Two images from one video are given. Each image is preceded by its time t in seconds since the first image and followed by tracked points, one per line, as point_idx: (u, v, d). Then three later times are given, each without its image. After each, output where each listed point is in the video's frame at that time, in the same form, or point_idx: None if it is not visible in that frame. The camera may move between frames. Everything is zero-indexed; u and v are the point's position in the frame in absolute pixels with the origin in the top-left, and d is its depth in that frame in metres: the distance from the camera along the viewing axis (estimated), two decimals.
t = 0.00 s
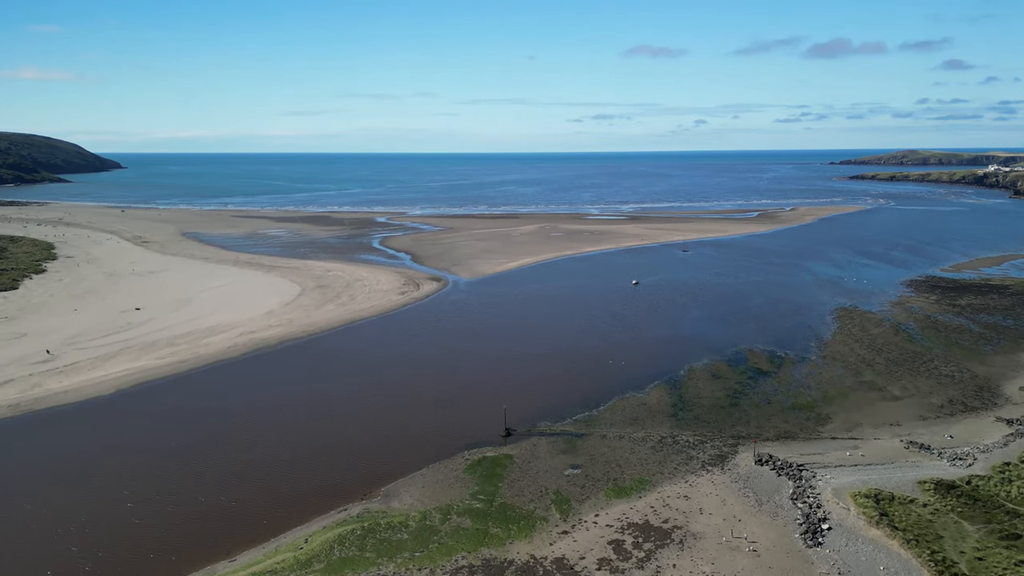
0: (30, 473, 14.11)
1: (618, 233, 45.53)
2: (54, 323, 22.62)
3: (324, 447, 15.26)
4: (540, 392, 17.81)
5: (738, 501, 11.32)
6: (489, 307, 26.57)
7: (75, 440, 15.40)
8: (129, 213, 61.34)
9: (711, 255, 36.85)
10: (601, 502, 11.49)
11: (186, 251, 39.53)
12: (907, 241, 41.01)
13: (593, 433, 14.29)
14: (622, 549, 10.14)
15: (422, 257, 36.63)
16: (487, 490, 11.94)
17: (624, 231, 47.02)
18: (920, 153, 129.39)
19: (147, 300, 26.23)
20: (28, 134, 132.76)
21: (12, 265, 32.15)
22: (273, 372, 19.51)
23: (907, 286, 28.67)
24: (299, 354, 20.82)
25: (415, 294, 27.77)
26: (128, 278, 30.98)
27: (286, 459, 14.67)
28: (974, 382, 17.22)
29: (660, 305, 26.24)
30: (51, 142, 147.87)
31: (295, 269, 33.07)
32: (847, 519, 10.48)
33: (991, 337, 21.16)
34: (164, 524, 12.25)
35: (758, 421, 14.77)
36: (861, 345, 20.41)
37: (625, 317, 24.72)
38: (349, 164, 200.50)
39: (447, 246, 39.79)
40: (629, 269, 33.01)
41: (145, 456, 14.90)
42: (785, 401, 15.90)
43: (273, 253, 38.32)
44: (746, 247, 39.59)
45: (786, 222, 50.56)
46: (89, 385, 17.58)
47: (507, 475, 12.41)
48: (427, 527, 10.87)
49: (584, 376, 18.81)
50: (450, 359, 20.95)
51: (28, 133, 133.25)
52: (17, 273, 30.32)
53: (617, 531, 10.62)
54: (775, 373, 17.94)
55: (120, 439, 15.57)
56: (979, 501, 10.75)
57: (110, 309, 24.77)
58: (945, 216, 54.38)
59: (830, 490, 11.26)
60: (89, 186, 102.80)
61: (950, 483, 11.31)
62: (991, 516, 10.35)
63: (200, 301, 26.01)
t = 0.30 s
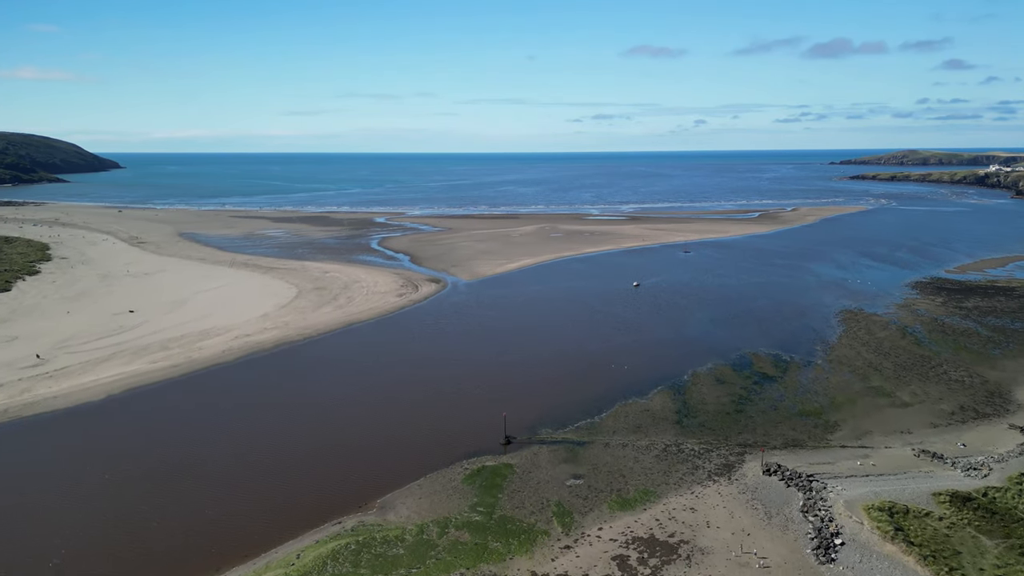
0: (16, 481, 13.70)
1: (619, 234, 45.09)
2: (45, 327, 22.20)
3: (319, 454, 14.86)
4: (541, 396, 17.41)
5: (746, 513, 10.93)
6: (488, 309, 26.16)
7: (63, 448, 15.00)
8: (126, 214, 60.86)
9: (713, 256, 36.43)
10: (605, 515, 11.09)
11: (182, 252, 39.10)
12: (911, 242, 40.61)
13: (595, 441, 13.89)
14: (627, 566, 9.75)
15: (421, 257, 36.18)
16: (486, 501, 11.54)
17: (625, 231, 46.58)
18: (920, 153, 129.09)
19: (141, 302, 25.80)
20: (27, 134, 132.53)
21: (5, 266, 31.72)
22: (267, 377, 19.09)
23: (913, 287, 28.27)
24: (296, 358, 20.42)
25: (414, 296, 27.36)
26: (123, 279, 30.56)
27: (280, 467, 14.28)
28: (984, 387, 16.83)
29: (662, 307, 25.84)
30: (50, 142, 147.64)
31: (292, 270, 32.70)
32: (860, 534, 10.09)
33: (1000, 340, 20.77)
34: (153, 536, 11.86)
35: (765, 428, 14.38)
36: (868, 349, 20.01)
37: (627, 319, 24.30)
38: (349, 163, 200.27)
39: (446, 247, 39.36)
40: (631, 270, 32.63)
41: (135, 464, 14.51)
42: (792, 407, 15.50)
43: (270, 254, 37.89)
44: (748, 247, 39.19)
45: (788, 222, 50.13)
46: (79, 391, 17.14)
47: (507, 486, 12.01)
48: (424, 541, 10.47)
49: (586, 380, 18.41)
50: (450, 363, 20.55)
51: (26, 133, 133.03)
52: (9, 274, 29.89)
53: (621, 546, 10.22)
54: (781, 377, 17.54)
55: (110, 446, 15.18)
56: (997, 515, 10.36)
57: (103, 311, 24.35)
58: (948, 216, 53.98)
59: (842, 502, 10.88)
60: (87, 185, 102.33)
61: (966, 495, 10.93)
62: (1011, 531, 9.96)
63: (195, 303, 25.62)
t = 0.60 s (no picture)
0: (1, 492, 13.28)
1: (619, 234, 44.68)
2: (36, 330, 21.75)
3: (313, 462, 14.41)
4: (542, 401, 16.98)
5: (756, 527, 10.51)
6: (488, 311, 25.73)
7: (50, 457, 14.56)
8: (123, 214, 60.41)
9: (715, 257, 36.02)
10: (609, 529, 10.68)
11: (178, 253, 38.68)
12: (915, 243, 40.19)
13: (598, 449, 13.49)
14: None
15: (420, 258, 35.76)
16: (486, 514, 11.14)
17: (626, 231, 46.15)
18: (921, 153, 128.60)
19: (135, 304, 25.37)
20: (25, 133, 132.14)
21: None
22: (262, 382, 18.66)
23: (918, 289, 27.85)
24: (292, 362, 20.00)
25: (412, 298, 26.93)
26: (117, 281, 30.12)
27: (273, 475, 13.85)
28: (996, 393, 16.42)
29: (664, 309, 25.42)
30: (48, 142, 147.31)
31: (289, 271, 32.30)
32: (876, 550, 9.69)
33: (1010, 344, 20.35)
34: (140, 550, 11.43)
35: (772, 436, 13.97)
36: (876, 353, 19.60)
37: (629, 322, 23.88)
38: (348, 163, 199.92)
39: (445, 248, 38.95)
40: (632, 272, 32.22)
41: (123, 472, 14.09)
42: (800, 414, 15.09)
43: (267, 255, 37.47)
44: (750, 248, 38.77)
45: (790, 223, 49.70)
46: (68, 398, 16.66)
47: (508, 498, 11.60)
48: (421, 557, 10.07)
49: (588, 384, 18.00)
50: (448, 366, 20.11)
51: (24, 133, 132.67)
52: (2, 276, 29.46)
53: (626, 562, 9.81)
54: (787, 382, 17.13)
55: (99, 454, 14.75)
56: (1017, 530, 9.95)
57: (95, 314, 23.91)
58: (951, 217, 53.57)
59: (856, 516, 10.47)
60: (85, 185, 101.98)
61: (984, 509, 10.52)
62: None
63: (190, 306, 25.20)
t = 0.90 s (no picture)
0: None
1: (620, 235, 44.30)
2: (27, 333, 21.34)
3: (307, 469, 14.01)
4: (543, 406, 16.59)
5: (766, 541, 10.13)
6: (488, 313, 25.34)
7: (38, 465, 14.14)
8: (120, 214, 60.01)
9: (717, 258, 35.63)
10: (613, 543, 10.30)
11: (175, 254, 38.30)
12: (918, 243, 39.79)
13: (602, 458, 13.10)
14: None
15: (418, 259, 35.37)
16: (486, 527, 10.77)
17: (626, 232, 45.75)
18: (921, 153, 128.21)
19: (129, 307, 24.97)
20: (23, 133, 131.87)
21: None
22: (257, 387, 18.25)
23: (924, 291, 27.48)
24: (289, 366, 19.61)
25: (410, 300, 26.57)
26: (112, 282, 29.74)
27: (266, 483, 13.46)
28: (1008, 399, 16.03)
29: (667, 312, 25.01)
30: (47, 142, 146.99)
31: (286, 272, 31.92)
32: (892, 566, 9.31)
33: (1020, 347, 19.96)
34: (127, 562, 11.05)
35: (780, 445, 13.58)
36: (883, 357, 19.21)
37: (631, 325, 23.48)
38: (348, 163, 199.55)
39: (444, 249, 38.56)
40: (633, 273, 31.82)
41: (114, 480, 13.72)
42: (808, 422, 14.72)
43: (264, 256, 37.09)
44: (753, 249, 38.39)
45: (791, 223, 49.30)
46: (58, 404, 16.22)
47: (508, 510, 11.22)
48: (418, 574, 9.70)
49: (589, 389, 17.61)
50: (447, 370, 19.72)
51: (23, 133, 132.29)
52: None
53: None
54: (794, 388, 16.75)
55: (89, 461, 14.38)
56: None
57: (88, 317, 23.52)
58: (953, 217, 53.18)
59: (870, 530, 10.10)
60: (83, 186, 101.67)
61: (1003, 522, 10.14)
62: None
63: (185, 308, 24.79)
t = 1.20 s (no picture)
0: None
1: (627, 236, 43.86)
2: (28, 336, 21.06)
3: (308, 476, 13.63)
4: (549, 412, 16.20)
5: (784, 558, 9.72)
6: (494, 315, 24.95)
7: (34, 471, 13.82)
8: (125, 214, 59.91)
9: (726, 259, 35.15)
10: (624, 559, 9.91)
11: (179, 254, 38.06)
12: (930, 244, 39.20)
13: (611, 468, 12.70)
14: None
15: (424, 260, 35.01)
16: (492, 542, 10.38)
17: (634, 233, 45.30)
18: (931, 152, 127.19)
19: (131, 309, 24.67)
20: (31, 134, 132.26)
21: None
22: (259, 391, 17.89)
23: (939, 293, 26.96)
24: (291, 370, 19.25)
25: (415, 302, 26.21)
26: (115, 284, 29.49)
27: (266, 490, 13.09)
28: None
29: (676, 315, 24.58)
30: (55, 142, 147.43)
31: (290, 274, 31.61)
32: None
33: None
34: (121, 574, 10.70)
35: (796, 455, 13.16)
36: (899, 362, 18.74)
37: (640, 328, 23.04)
38: (353, 163, 199.41)
39: (449, 249, 38.20)
40: (641, 274, 31.38)
41: (111, 486, 13.39)
42: (824, 430, 14.29)
43: (268, 257, 36.80)
44: (762, 250, 37.87)
45: (801, 224, 48.76)
46: (55, 409, 15.86)
47: (514, 523, 10.84)
48: None
49: (597, 395, 17.20)
50: (452, 373, 19.34)
51: (31, 133, 132.68)
52: None
53: None
54: (808, 394, 16.31)
55: (85, 467, 14.05)
56: None
57: (89, 318, 23.22)
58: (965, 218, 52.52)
59: (893, 547, 9.68)
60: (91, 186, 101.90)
61: None
62: None
63: (187, 310, 24.49)
